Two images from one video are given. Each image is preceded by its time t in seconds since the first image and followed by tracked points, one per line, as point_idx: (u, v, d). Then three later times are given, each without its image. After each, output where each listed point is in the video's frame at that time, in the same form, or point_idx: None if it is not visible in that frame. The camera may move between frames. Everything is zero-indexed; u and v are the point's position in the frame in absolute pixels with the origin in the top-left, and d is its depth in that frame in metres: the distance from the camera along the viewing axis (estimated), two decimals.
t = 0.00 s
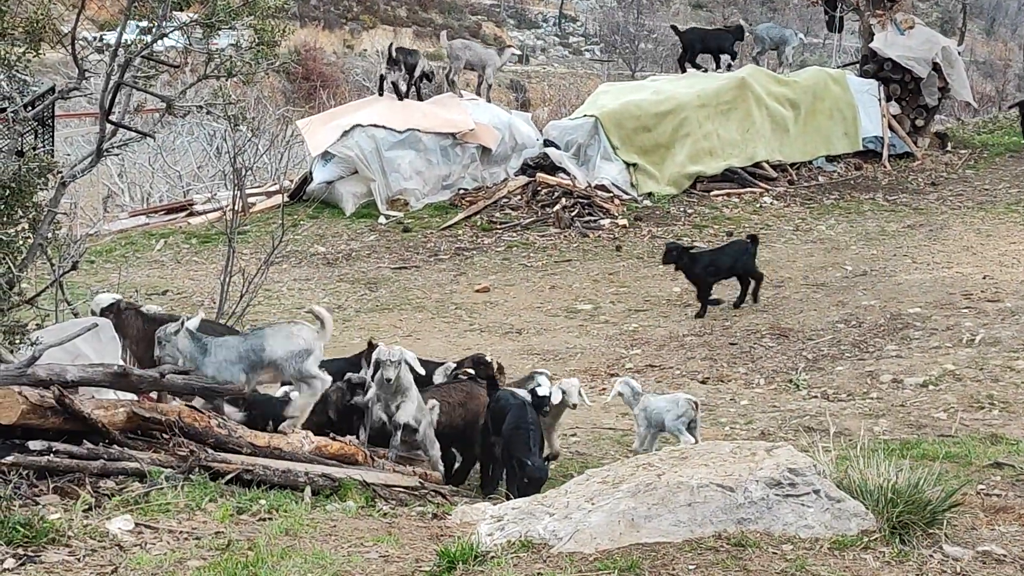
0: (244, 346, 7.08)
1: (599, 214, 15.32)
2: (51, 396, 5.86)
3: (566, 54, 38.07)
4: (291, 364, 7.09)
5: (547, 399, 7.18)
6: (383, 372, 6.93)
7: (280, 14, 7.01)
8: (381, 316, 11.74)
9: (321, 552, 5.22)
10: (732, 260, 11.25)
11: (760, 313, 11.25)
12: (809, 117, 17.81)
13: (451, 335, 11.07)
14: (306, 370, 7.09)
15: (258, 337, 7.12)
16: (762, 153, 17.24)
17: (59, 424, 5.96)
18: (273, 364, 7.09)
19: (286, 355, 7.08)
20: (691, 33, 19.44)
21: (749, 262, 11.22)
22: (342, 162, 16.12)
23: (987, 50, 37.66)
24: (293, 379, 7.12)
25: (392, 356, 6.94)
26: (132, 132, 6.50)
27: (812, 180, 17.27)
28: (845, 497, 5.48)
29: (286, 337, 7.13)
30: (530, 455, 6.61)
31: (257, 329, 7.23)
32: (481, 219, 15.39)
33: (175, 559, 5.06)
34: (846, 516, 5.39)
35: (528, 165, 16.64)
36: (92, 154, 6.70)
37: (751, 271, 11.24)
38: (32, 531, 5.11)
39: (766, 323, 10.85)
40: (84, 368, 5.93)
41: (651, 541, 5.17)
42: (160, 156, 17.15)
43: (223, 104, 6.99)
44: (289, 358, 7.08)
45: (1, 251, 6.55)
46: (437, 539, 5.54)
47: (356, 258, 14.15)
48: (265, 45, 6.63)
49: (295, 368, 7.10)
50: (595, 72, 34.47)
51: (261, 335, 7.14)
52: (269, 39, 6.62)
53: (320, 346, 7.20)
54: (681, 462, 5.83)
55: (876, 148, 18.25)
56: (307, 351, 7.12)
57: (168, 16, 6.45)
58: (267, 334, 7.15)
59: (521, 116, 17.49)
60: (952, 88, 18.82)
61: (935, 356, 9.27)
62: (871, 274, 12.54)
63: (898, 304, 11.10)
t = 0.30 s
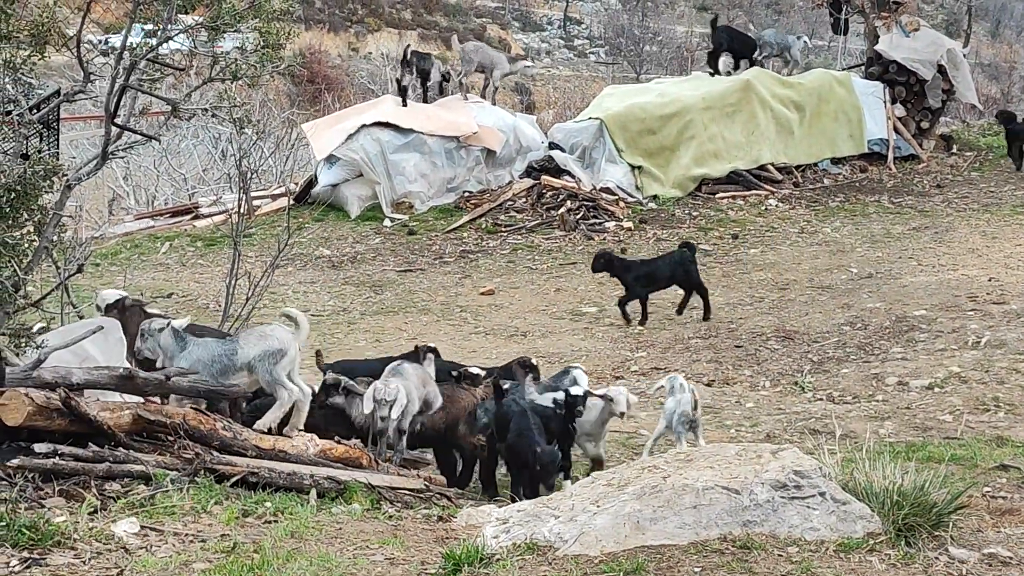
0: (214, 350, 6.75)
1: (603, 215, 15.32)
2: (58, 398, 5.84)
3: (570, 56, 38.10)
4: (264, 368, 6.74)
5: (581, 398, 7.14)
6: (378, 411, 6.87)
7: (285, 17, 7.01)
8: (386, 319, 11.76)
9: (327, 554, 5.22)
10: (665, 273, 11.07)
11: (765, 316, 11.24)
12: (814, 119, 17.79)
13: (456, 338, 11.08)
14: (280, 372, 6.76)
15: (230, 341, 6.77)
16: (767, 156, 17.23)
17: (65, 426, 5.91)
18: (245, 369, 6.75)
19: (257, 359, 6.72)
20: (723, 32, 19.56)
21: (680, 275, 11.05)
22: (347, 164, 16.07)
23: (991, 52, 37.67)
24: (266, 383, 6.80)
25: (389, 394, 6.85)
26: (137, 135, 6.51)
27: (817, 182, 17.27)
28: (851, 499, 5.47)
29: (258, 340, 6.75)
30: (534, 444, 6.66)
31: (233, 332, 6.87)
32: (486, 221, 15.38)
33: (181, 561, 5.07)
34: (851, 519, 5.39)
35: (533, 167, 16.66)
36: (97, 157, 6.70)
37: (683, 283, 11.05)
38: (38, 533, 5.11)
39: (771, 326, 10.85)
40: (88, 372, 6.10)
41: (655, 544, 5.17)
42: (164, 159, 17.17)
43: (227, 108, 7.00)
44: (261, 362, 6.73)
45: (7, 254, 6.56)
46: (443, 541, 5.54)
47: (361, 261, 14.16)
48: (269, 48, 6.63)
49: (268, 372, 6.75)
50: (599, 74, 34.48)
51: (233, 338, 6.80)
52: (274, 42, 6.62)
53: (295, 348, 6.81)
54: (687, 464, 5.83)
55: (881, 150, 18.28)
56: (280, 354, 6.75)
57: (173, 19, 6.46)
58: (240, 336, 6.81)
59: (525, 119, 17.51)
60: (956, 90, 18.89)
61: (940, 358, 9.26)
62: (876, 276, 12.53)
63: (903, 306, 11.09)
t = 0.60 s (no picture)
0: (207, 342, 6.71)
1: (606, 219, 15.32)
2: (62, 403, 5.86)
3: (573, 60, 38.16)
4: (255, 369, 6.70)
5: (615, 406, 7.10)
6: (405, 395, 6.79)
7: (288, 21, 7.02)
8: (389, 322, 11.76)
9: (330, 559, 5.22)
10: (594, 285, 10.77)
11: (769, 320, 11.24)
12: (816, 122, 17.79)
13: (460, 341, 11.08)
14: (272, 375, 6.71)
15: (224, 335, 6.72)
16: (771, 159, 17.25)
17: (69, 430, 5.94)
18: (235, 367, 6.70)
19: (249, 359, 6.67)
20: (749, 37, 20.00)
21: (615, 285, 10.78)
22: (350, 168, 16.07)
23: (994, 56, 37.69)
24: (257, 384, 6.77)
25: (413, 378, 6.77)
26: (140, 139, 6.52)
27: (820, 185, 17.28)
28: (854, 503, 5.48)
29: (252, 340, 6.70)
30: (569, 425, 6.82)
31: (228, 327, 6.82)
32: (489, 225, 15.38)
33: (185, 566, 5.07)
34: (855, 523, 5.40)
35: (536, 172, 16.67)
36: (101, 162, 6.73)
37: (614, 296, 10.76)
38: (42, 538, 5.11)
39: (775, 329, 10.85)
40: (92, 376, 6.06)
41: (659, 547, 5.17)
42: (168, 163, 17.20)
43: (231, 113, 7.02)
44: (253, 362, 6.69)
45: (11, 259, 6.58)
46: (447, 546, 5.54)
47: (365, 265, 14.17)
48: (273, 53, 6.65)
49: (259, 373, 6.71)
50: (602, 78, 34.52)
51: (228, 334, 6.74)
52: (277, 46, 6.63)
53: (287, 352, 6.75)
54: (690, 469, 5.83)
55: (885, 154, 18.22)
56: (273, 357, 6.71)
57: (176, 23, 6.49)
58: (234, 332, 6.75)
59: (528, 123, 17.51)
60: (959, 93, 18.84)
61: (944, 361, 9.26)
62: (879, 280, 12.52)
63: (907, 309, 11.09)
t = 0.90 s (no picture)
0: (206, 341, 6.63)
1: (608, 221, 15.31)
2: (63, 405, 5.86)
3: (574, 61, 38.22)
4: (253, 370, 6.61)
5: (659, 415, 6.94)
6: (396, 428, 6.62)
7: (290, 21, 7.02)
8: (391, 324, 11.75)
9: (332, 561, 5.22)
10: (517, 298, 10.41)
11: (770, 321, 11.23)
12: (818, 124, 17.78)
13: (462, 342, 11.08)
14: (270, 377, 6.64)
15: (222, 334, 6.64)
16: (772, 160, 17.26)
17: (70, 432, 5.95)
18: (232, 367, 6.62)
19: (247, 360, 6.59)
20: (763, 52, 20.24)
21: (535, 301, 10.43)
22: (351, 170, 16.09)
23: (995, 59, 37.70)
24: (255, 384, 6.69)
25: (403, 412, 6.57)
26: (142, 141, 6.53)
27: (823, 186, 17.35)
28: (855, 505, 5.48)
29: (250, 341, 6.61)
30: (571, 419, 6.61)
31: (226, 326, 6.74)
32: (491, 226, 15.38)
33: (186, 568, 5.07)
34: (857, 524, 5.40)
35: (537, 172, 16.67)
36: (102, 164, 6.73)
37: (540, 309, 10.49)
38: (45, 540, 5.11)
39: (776, 330, 10.84)
40: (94, 377, 6.05)
41: (660, 549, 5.18)
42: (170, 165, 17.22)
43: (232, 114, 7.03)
44: (250, 363, 6.60)
45: (13, 260, 6.61)
46: (448, 547, 5.54)
47: (366, 266, 14.18)
48: (274, 55, 6.66)
49: (256, 374, 6.63)
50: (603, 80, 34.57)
51: (226, 333, 6.66)
52: (279, 47, 6.64)
53: (285, 353, 6.66)
54: (691, 470, 5.82)
55: (885, 154, 18.36)
56: (270, 359, 6.63)
57: (178, 24, 6.49)
58: (233, 331, 6.67)
59: (529, 123, 17.47)
60: (961, 94, 18.79)
61: (945, 362, 9.25)
62: (880, 281, 12.53)
63: (908, 310, 11.08)
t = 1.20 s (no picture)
0: (210, 334, 6.74)
1: (606, 218, 15.37)
2: (67, 400, 5.91)
3: (574, 60, 38.34)
4: (255, 363, 6.72)
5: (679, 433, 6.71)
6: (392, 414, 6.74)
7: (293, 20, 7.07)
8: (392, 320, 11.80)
9: (334, 554, 5.29)
10: (442, 311, 10.19)
11: (767, 317, 11.29)
12: (815, 121, 17.82)
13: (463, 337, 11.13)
14: (272, 370, 6.73)
15: (226, 327, 6.76)
16: (769, 158, 17.31)
17: (74, 428, 6.01)
18: (236, 359, 6.74)
19: (250, 352, 6.70)
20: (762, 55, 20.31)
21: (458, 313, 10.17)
22: (353, 167, 16.12)
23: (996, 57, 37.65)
24: (258, 378, 6.79)
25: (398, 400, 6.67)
26: (145, 139, 6.60)
27: (818, 183, 17.31)
28: (851, 499, 5.56)
29: (253, 333, 6.73)
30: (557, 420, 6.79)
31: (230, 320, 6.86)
32: (491, 224, 15.43)
33: (190, 562, 5.14)
34: (853, 518, 5.47)
35: (536, 171, 16.82)
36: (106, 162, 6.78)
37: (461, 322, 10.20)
38: (48, 535, 5.18)
39: (773, 326, 10.90)
40: (98, 373, 6.13)
41: (659, 544, 5.23)
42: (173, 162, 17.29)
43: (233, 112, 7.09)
44: (253, 356, 6.71)
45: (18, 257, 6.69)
46: (448, 541, 5.61)
47: (367, 263, 14.24)
48: (276, 53, 6.71)
49: (258, 368, 6.73)
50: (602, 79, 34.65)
51: (230, 326, 6.78)
52: (281, 46, 6.69)
53: (288, 345, 6.79)
54: (689, 465, 5.89)
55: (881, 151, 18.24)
56: (274, 352, 6.73)
57: (181, 23, 6.54)
58: (237, 324, 6.79)
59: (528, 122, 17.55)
60: (956, 92, 18.89)
61: (941, 358, 9.31)
62: (875, 277, 12.58)
63: (903, 307, 11.13)
